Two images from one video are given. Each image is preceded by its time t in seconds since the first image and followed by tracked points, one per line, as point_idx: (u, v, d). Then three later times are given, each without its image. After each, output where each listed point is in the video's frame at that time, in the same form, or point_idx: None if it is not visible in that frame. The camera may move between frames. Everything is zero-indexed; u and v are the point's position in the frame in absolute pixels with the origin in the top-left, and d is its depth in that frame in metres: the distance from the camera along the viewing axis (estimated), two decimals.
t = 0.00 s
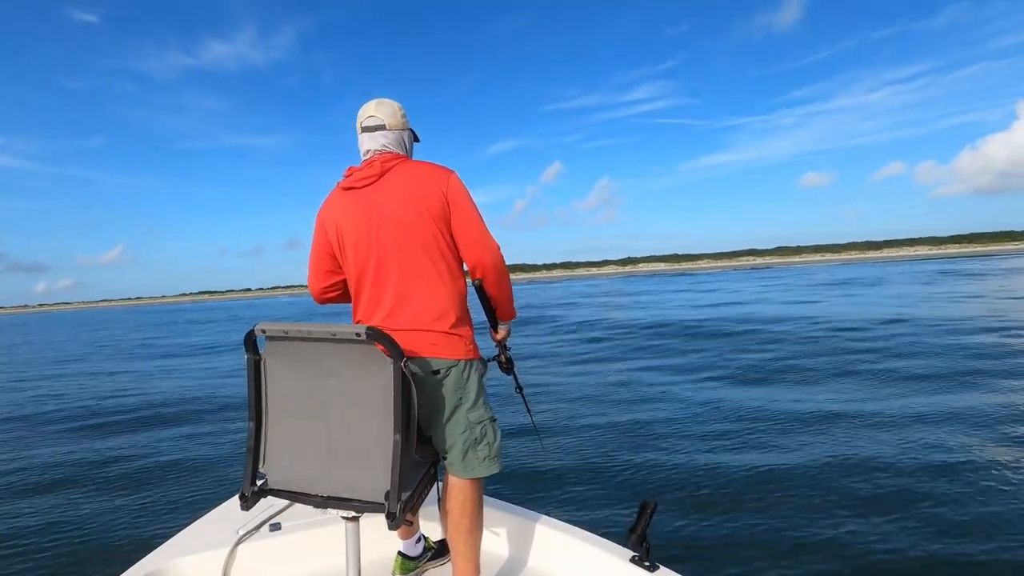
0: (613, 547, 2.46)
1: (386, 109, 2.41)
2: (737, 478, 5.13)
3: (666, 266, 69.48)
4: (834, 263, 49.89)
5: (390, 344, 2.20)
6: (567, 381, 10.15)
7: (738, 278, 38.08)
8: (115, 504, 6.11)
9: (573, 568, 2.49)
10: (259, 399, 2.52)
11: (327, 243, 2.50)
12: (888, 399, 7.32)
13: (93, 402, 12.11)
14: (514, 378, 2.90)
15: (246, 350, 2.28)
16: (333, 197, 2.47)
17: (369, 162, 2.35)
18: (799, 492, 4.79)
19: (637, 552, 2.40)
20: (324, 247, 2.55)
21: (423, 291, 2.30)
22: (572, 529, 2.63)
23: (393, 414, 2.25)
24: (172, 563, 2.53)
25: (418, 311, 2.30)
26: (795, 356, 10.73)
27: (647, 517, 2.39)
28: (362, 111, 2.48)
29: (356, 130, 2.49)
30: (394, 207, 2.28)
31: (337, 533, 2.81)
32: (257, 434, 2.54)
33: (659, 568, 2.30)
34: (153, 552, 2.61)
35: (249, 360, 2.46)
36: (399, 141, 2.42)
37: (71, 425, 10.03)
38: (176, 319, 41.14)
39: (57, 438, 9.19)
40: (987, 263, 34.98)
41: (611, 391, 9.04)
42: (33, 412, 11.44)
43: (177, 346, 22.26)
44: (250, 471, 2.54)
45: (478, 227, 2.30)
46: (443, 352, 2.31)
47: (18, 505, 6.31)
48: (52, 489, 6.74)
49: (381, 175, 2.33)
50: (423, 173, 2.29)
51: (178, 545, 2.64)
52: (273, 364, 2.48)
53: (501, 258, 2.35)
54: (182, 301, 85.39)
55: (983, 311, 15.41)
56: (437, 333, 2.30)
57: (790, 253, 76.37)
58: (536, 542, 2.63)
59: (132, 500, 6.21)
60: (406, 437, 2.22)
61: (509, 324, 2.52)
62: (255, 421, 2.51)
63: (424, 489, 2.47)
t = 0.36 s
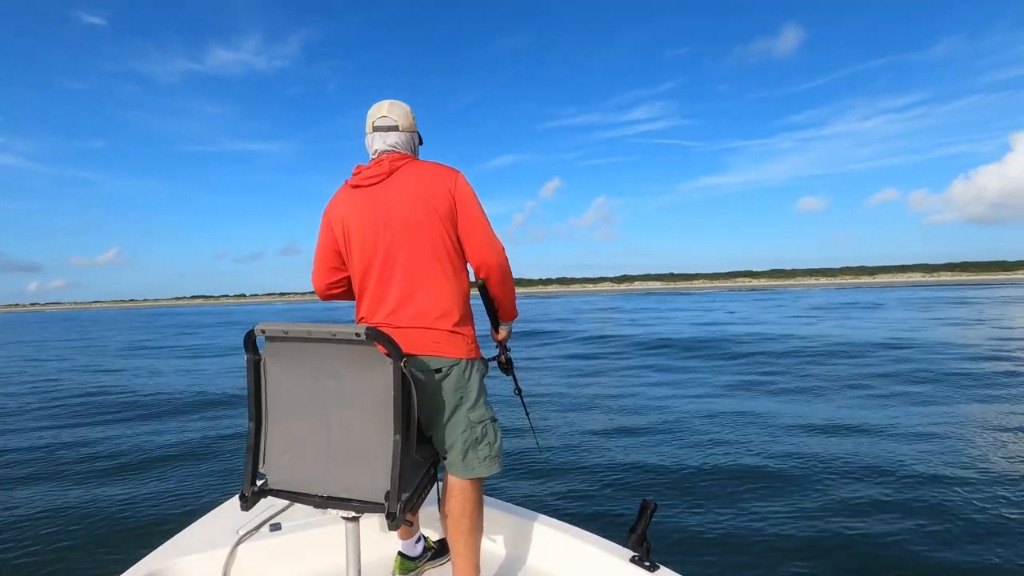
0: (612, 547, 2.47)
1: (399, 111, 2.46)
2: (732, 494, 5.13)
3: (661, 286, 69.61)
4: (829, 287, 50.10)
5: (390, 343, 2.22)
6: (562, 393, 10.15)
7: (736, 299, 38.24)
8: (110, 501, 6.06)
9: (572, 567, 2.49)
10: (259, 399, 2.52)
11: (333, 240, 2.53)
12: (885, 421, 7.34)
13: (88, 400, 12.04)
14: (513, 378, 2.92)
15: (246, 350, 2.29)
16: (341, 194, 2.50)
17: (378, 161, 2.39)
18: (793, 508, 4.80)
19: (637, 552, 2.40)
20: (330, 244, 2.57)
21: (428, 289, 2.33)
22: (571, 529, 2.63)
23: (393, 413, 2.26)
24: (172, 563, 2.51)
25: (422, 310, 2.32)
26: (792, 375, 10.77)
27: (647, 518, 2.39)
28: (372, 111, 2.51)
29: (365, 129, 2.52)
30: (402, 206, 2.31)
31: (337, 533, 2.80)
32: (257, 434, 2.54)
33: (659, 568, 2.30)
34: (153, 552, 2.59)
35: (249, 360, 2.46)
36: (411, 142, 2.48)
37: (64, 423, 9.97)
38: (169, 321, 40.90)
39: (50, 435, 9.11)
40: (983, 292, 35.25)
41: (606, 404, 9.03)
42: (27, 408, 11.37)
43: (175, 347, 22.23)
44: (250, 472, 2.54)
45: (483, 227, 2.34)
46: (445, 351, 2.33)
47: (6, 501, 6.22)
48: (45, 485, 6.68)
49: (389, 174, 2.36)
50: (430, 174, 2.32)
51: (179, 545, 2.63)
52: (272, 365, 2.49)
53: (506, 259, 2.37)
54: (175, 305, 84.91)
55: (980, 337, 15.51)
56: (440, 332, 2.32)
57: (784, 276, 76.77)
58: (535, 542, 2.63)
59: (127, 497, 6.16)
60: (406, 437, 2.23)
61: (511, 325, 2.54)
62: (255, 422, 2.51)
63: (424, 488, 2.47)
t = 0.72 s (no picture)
0: (612, 547, 2.48)
1: (408, 111, 2.49)
2: (728, 495, 5.14)
3: (656, 293, 69.85)
4: (822, 298, 50.43)
5: (390, 343, 2.22)
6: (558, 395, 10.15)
7: (731, 308, 38.41)
8: (105, 493, 6.03)
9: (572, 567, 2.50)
10: (259, 399, 2.52)
11: (336, 238, 2.53)
12: (882, 428, 7.36)
13: (82, 394, 11.97)
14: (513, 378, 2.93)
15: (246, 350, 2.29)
16: (345, 193, 2.51)
17: (383, 160, 2.40)
18: (789, 509, 4.81)
19: (636, 552, 2.42)
20: (333, 242, 2.58)
21: (431, 288, 2.34)
22: (570, 528, 2.65)
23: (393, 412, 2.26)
24: (172, 562, 2.50)
25: (424, 309, 2.34)
26: (788, 382, 10.82)
27: (647, 517, 2.41)
28: (378, 111, 2.52)
29: (371, 128, 2.52)
30: (407, 205, 2.33)
31: (338, 533, 2.81)
32: (257, 435, 2.54)
33: (659, 568, 2.31)
34: (153, 551, 2.59)
35: (248, 361, 2.46)
36: (418, 143, 2.51)
37: (59, 416, 9.93)
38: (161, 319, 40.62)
39: (44, 427, 9.07)
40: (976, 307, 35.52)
41: (602, 407, 9.04)
42: (21, 401, 11.30)
43: (170, 344, 22.15)
44: (250, 472, 2.54)
45: (486, 228, 2.36)
46: (447, 350, 2.34)
47: None
48: (39, 476, 6.64)
49: (394, 174, 2.38)
50: (436, 174, 2.34)
51: (179, 545, 2.62)
52: (272, 365, 2.49)
53: (508, 260, 2.39)
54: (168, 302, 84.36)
55: (974, 350, 15.62)
56: (442, 331, 2.34)
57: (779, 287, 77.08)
58: (535, 541, 2.64)
59: (123, 489, 6.13)
60: (406, 437, 2.24)
61: (512, 326, 2.56)
62: (254, 422, 2.51)
63: (424, 488, 2.48)
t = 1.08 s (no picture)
0: (612, 547, 2.49)
1: (402, 111, 2.47)
2: (727, 488, 5.15)
3: (653, 286, 69.82)
4: (820, 290, 50.32)
5: (390, 343, 2.22)
6: (558, 389, 10.16)
7: (730, 300, 38.50)
8: (105, 489, 6.02)
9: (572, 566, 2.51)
10: (258, 399, 2.51)
11: (335, 238, 2.52)
12: (880, 420, 7.38)
13: (80, 389, 11.94)
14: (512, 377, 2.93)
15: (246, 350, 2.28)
16: (343, 193, 2.50)
17: (381, 161, 2.39)
18: (787, 501, 4.82)
19: (636, 552, 2.43)
20: (332, 242, 2.57)
21: (430, 288, 2.33)
22: (570, 528, 2.66)
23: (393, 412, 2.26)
24: (172, 562, 2.50)
25: (423, 309, 2.33)
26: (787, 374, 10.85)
27: (647, 517, 2.41)
28: (374, 111, 2.51)
29: (367, 129, 2.51)
30: (405, 205, 2.32)
31: (338, 532, 2.81)
32: (257, 434, 2.54)
33: (658, 568, 2.32)
34: (153, 551, 2.59)
35: (249, 361, 2.46)
36: (413, 143, 2.48)
37: (57, 410, 9.90)
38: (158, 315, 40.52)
39: (42, 422, 9.04)
40: (974, 297, 35.64)
41: (601, 400, 9.05)
42: (20, 395, 11.28)
43: (169, 339, 22.13)
44: (250, 472, 2.54)
45: (485, 228, 2.35)
46: (447, 351, 2.34)
47: None
48: (40, 471, 6.64)
49: (392, 174, 2.36)
50: (434, 174, 2.33)
51: (178, 545, 2.62)
52: (273, 364, 2.49)
53: (507, 261, 2.38)
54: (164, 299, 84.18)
55: (972, 340, 15.69)
56: (441, 331, 2.33)
57: (775, 279, 77.15)
58: (534, 540, 2.65)
59: (123, 484, 6.12)
60: (406, 436, 2.23)
61: (511, 326, 2.56)
62: (254, 422, 2.51)
63: (424, 488, 2.49)
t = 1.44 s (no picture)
0: (612, 547, 2.50)
1: (391, 108, 2.43)
2: (728, 471, 5.18)
3: (652, 268, 69.87)
4: (819, 269, 50.29)
5: (390, 343, 2.20)
6: (558, 375, 10.16)
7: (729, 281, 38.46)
8: (107, 486, 6.03)
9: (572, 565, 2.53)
10: (259, 399, 2.51)
11: (332, 240, 2.51)
12: (881, 396, 7.38)
13: (80, 387, 11.93)
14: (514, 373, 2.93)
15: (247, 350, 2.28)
16: (340, 194, 2.48)
17: (377, 161, 2.36)
18: (788, 482, 4.84)
19: (636, 552, 2.44)
20: (329, 244, 2.55)
21: (429, 289, 2.32)
22: (570, 528, 2.67)
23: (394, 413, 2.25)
24: (172, 563, 2.52)
25: (422, 310, 2.32)
26: (786, 353, 10.91)
27: (647, 518, 2.42)
28: (366, 109, 2.49)
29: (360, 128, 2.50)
30: (402, 206, 2.30)
31: (338, 532, 2.82)
32: (258, 434, 2.54)
33: (658, 568, 2.33)
34: (154, 551, 2.60)
35: (250, 360, 2.45)
36: (404, 139, 2.44)
37: (57, 409, 9.90)
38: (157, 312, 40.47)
39: (43, 422, 9.04)
40: (971, 273, 35.71)
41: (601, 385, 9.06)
42: (19, 395, 11.25)
43: (168, 336, 22.09)
44: (250, 471, 2.54)
45: (483, 228, 2.33)
46: (447, 351, 2.33)
47: None
48: (41, 470, 6.63)
49: (388, 175, 2.34)
50: (430, 174, 2.31)
51: (179, 545, 2.64)
52: (273, 364, 2.48)
53: (505, 260, 2.37)
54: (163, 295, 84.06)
55: (969, 314, 15.77)
56: (441, 332, 2.32)
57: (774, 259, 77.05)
58: (534, 540, 2.66)
59: (125, 481, 6.12)
60: (406, 437, 2.23)
61: (511, 325, 2.55)
62: (255, 422, 2.50)
63: (424, 488, 2.49)
